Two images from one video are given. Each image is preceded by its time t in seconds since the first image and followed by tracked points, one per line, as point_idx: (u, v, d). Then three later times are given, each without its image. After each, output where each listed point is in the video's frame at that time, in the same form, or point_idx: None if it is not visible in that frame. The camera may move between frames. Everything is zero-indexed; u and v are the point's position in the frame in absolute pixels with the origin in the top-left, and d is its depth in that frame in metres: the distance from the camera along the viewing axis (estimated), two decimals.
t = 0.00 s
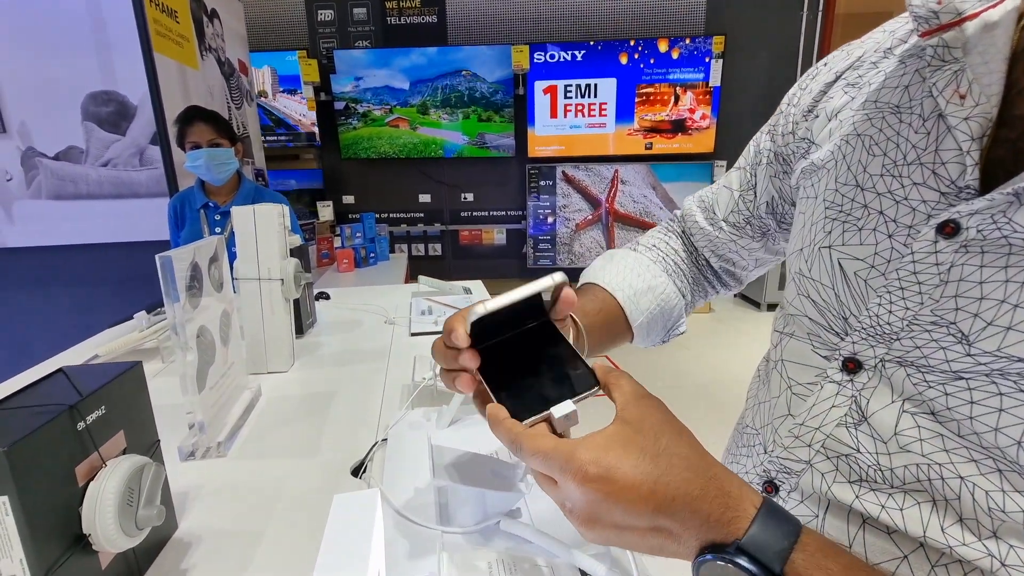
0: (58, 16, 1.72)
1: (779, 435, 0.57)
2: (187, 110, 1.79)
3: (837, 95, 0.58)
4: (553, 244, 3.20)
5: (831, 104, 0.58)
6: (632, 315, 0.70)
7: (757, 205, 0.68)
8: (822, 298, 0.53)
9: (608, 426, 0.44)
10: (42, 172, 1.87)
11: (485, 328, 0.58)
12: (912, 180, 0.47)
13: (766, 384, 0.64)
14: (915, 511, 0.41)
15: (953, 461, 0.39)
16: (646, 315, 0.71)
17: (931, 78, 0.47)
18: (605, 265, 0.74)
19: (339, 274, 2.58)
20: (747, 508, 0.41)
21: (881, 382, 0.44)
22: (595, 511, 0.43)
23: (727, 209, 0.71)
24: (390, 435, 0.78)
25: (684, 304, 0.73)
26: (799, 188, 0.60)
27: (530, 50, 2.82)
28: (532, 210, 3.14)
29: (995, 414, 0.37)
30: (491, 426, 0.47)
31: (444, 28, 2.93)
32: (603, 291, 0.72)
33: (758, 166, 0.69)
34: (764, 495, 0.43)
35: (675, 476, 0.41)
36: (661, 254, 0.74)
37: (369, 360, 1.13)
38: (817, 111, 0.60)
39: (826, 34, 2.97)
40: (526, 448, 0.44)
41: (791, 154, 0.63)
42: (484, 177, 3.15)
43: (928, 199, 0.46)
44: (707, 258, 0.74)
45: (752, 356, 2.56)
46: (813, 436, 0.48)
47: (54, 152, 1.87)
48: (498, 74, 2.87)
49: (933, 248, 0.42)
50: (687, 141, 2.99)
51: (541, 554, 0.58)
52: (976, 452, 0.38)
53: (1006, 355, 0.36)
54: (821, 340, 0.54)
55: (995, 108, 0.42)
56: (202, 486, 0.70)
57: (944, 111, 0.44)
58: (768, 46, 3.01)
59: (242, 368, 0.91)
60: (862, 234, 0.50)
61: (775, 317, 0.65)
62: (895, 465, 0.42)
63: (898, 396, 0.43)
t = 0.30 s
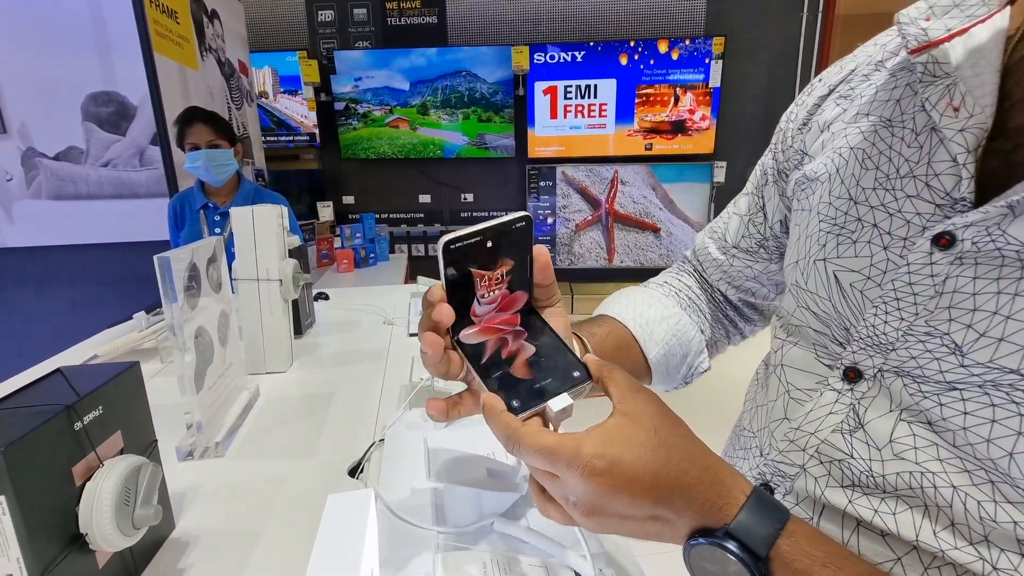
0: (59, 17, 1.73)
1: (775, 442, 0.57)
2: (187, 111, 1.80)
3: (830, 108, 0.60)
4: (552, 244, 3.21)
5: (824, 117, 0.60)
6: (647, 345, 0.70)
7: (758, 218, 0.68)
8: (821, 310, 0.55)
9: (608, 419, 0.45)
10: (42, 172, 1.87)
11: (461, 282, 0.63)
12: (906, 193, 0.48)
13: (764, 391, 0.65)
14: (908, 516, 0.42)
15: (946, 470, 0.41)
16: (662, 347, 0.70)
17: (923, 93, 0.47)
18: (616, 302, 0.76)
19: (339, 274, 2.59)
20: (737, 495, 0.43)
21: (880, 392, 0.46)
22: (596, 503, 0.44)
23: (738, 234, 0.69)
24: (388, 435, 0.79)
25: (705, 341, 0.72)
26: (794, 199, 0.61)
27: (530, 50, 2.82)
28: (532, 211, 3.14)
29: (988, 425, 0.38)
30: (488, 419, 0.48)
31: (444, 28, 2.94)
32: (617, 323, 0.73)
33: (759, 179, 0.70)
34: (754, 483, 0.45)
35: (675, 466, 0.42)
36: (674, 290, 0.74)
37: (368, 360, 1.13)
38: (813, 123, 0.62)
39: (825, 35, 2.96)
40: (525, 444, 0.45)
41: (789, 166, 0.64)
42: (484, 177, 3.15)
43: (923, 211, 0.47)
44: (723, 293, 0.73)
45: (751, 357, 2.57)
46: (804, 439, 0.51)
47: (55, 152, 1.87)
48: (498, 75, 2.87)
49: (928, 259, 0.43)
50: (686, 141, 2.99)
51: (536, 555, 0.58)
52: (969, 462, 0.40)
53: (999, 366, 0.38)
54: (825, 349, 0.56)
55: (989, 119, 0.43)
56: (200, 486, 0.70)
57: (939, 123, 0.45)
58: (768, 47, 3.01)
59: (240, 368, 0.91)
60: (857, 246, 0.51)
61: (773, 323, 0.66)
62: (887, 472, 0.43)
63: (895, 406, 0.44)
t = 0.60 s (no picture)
0: (60, 18, 1.73)
1: (792, 453, 0.57)
2: (188, 112, 1.80)
3: (847, 105, 0.60)
4: (552, 245, 3.21)
5: (842, 114, 0.60)
6: (669, 364, 0.71)
7: (776, 225, 0.68)
8: (838, 319, 0.55)
9: (609, 448, 0.44)
10: (43, 173, 1.87)
11: (448, 298, 0.65)
12: (933, 202, 0.49)
13: (776, 395, 0.64)
14: (935, 539, 0.45)
15: (978, 494, 0.43)
16: (684, 364, 0.70)
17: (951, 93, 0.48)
18: (634, 319, 0.76)
19: (339, 275, 2.59)
20: (742, 533, 0.45)
21: (903, 408, 0.47)
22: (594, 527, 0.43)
23: (758, 240, 0.69)
24: (389, 436, 0.79)
25: (727, 356, 0.72)
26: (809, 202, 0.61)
27: (530, 51, 2.83)
28: (532, 212, 3.15)
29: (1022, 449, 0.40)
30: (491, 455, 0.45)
31: (445, 29, 2.94)
32: (637, 342, 0.73)
33: (773, 181, 0.70)
34: (758, 516, 0.46)
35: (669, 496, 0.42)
36: (693, 304, 0.74)
37: (368, 361, 1.13)
38: (831, 121, 0.62)
39: (826, 35, 2.93)
40: (522, 481, 0.43)
41: (801, 164, 0.65)
42: (484, 178, 3.16)
43: (953, 221, 0.48)
44: (744, 305, 0.73)
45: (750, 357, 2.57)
46: (825, 456, 0.52)
47: (56, 153, 1.86)
48: (499, 76, 2.88)
49: (960, 271, 0.45)
50: (687, 142, 2.99)
51: (536, 554, 0.59)
52: (1002, 487, 0.42)
53: None
54: (844, 361, 0.55)
55: None
56: (202, 487, 0.70)
57: (972, 126, 0.46)
58: (768, 48, 3.01)
59: (242, 369, 0.91)
60: (879, 255, 0.52)
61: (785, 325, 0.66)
62: (914, 493, 0.45)
63: (920, 423, 0.46)
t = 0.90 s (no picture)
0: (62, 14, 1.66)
1: (837, 480, 0.52)
2: (190, 112, 1.81)
3: (906, 87, 0.53)
4: (552, 245, 3.22)
5: (899, 99, 0.53)
6: (666, 351, 0.71)
7: (802, 220, 0.64)
8: (892, 336, 0.49)
9: (623, 492, 0.44)
10: (43, 172, 1.81)
11: (466, 310, 0.62)
12: (1016, 211, 0.42)
13: (815, 409, 0.59)
14: None
15: None
16: (682, 352, 0.71)
17: None
18: (640, 296, 0.76)
19: (339, 275, 2.59)
20: None
21: (965, 444, 0.43)
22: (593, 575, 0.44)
23: (783, 226, 0.67)
24: (389, 434, 0.79)
25: (730, 343, 0.71)
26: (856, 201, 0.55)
27: (531, 52, 2.83)
28: (533, 212, 3.15)
29: None
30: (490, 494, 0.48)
31: (445, 30, 2.95)
32: (636, 322, 0.73)
33: (813, 172, 0.64)
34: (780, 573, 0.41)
35: (691, 557, 0.40)
36: (708, 286, 0.74)
37: (369, 360, 1.13)
38: (882, 106, 0.55)
39: (826, 35, 2.96)
40: (516, 525, 0.45)
41: (847, 154, 0.58)
42: (484, 178, 3.16)
43: None
44: (762, 290, 0.70)
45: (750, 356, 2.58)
46: (873, 490, 0.48)
47: (58, 153, 1.81)
48: (499, 77, 2.88)
49: None
50: (687, 143, 2.99)
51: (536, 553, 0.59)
52: None
53: None
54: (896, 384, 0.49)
55: None
56: (203, 485, 0.70)
57: None
58: (767, 49, 3.02)
59: (243, 368, 0.91)
60: (945, 269, 0.45)
61: (825, 329, 0.61)
62: (975, 542, 0.42)
63: (986, 464, 0.42)
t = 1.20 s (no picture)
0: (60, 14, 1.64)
1: (889, 513, 0.40)
2: (191, 112, 1.81)
3: (988, 53, 0.39)
4: (553, 245, 3.22)
5: (977, 68, 0.40)
6: (655, 301, 0.65)
7: (831, 194, 0.54)
8: (963, 349, 0.37)
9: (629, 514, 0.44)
10: (46, 173, 1.80)
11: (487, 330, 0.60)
12: None
13: (860, 422, 0.46)
14: None
15: None
16: (672, 305, 0.65)
17: None
18: (640, 240, 0.70)
19: (340, 275, 2.59)
20: None
21: None
22: None
23: (808, 196, 0.57)
24: (389, 432, 0.79)
25: (728, 300, 0.64)
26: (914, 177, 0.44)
27: (531, 51, 2.83)
28: (534, 212, 3.15)
29: None
30: (488, 485, 0.49)
31: (446, 29, 2.95)
32: (631, 267, 0.67)
33: (855, 137, 0.52)
34: None
35: None
36: (720, 241, 0.66)
37: (370, 358, 1.13)
38: (957, 74, 0.41)
39: (827, 35, 2.99)
40: (517, 513, 0.46)
41: (906, 130, 0.45)
42: (485, 178, 3.16)
43: None
44: (776, 254, 0.62)
45: (752, 355, 2.57)
46: (938, 528, 0.37)
47: (59, 153, 1.80)
48: (500, 76, 2.88)
49: None
50: (688, 142, 2.99)
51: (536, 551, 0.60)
52: None
53: None
54: (965, 405, 0.37)
55: None
56: (203, 481, 0.71)
57: None
58: (769, 48, 3.01)
59: (243, 366, 0.92)
60: None
61: (876, 332, 0.48)
62: None
63: None
